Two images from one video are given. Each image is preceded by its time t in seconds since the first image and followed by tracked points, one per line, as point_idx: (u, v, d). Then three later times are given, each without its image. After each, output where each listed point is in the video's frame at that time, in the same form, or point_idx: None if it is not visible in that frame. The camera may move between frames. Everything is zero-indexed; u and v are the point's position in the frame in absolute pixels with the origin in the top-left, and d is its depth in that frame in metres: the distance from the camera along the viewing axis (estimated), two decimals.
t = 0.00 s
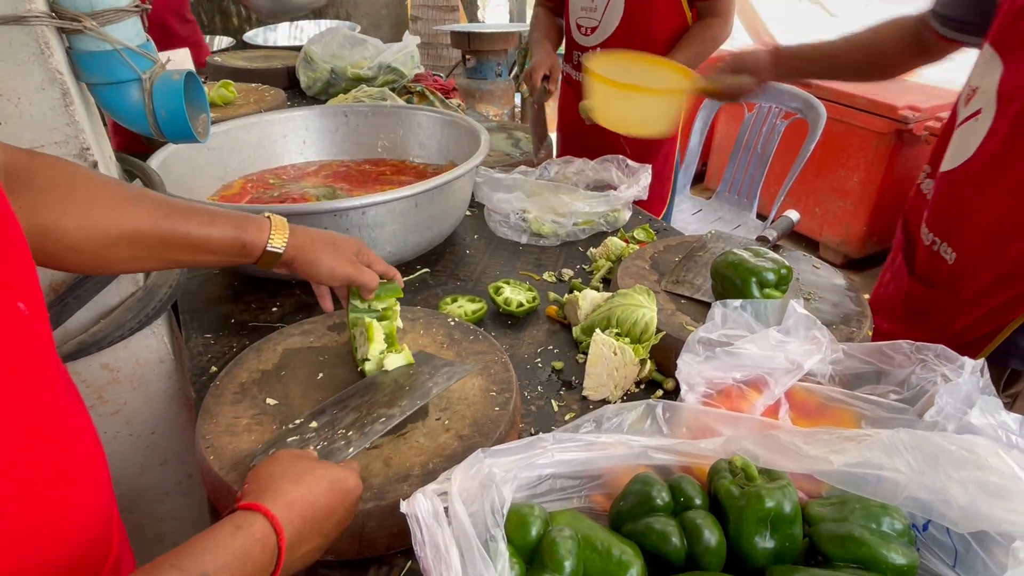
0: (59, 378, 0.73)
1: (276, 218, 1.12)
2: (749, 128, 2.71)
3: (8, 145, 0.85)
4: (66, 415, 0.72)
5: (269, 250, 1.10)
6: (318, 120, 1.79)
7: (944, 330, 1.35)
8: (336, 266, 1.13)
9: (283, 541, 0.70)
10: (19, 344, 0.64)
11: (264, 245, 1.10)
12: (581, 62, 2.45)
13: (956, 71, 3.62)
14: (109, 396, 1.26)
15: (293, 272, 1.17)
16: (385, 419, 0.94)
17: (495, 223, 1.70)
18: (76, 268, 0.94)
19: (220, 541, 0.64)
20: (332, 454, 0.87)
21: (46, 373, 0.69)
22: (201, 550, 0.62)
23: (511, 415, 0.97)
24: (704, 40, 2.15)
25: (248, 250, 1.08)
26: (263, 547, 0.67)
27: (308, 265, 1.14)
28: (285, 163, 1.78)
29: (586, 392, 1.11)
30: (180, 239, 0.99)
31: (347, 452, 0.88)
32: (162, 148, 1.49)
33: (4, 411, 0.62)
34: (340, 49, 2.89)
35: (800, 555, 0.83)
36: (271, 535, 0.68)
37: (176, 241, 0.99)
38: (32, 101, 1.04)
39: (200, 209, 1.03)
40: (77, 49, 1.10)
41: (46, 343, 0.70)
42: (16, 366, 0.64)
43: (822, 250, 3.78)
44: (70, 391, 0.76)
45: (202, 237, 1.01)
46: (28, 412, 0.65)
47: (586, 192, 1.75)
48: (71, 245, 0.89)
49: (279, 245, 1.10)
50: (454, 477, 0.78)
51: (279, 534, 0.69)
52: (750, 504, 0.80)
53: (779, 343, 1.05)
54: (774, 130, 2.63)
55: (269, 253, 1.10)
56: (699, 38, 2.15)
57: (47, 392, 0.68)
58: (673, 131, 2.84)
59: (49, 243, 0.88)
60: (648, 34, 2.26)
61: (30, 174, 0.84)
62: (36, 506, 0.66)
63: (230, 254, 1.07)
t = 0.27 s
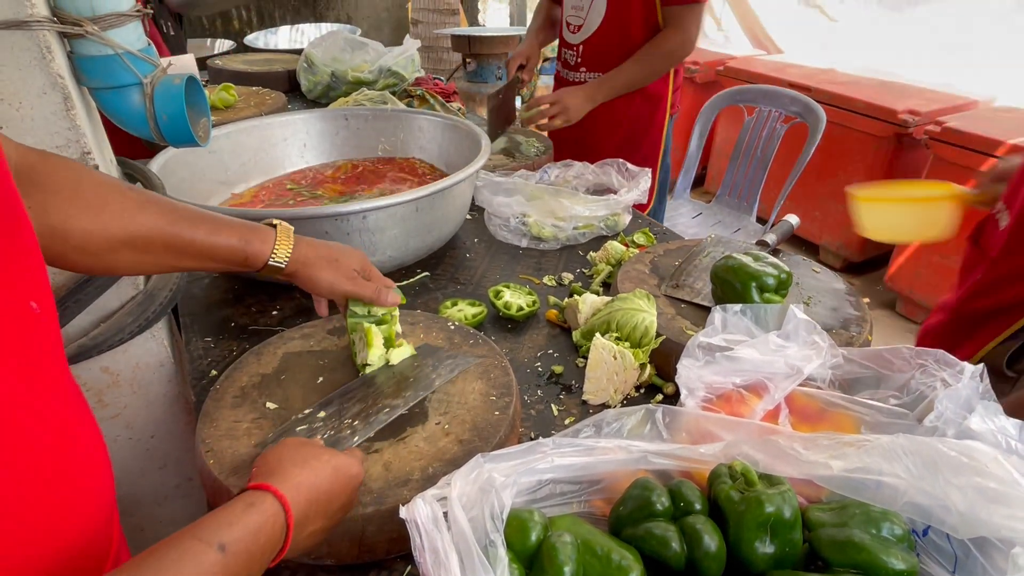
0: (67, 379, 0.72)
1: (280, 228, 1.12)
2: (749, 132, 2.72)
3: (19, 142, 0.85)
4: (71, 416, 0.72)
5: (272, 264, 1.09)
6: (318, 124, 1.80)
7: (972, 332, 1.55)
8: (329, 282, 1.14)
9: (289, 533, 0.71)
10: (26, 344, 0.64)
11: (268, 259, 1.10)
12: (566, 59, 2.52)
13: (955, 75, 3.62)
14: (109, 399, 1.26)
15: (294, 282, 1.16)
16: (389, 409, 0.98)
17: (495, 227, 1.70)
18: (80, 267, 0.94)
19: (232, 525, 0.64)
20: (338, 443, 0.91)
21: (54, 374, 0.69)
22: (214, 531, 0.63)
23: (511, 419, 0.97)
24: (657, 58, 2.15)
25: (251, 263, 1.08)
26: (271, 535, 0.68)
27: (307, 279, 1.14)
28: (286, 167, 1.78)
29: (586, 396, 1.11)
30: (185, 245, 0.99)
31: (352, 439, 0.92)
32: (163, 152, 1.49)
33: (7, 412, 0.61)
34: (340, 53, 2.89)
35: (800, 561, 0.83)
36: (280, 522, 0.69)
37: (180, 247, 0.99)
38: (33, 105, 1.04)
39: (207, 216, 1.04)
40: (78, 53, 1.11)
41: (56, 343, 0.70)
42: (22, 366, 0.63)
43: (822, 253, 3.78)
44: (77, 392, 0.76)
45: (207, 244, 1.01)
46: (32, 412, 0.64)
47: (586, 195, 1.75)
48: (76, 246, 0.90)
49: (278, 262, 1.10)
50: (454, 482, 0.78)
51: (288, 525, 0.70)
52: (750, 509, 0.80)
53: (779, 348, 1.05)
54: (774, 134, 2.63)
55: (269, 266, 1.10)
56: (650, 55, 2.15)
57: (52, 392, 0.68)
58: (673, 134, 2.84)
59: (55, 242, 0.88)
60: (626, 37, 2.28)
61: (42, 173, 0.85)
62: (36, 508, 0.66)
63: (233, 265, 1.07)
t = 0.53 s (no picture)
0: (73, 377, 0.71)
1: (271, 228, 1.13)
2: (749, 135, 2.72)
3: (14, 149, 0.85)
4: (77, 417, 0.70)
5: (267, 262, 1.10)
6: (318, 127, 1.80)
7: None
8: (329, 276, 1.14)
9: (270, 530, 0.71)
10: (33, 342, 0.63)
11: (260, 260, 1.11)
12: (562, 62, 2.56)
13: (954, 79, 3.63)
14: (108, 402, 1.26)
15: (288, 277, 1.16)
16: (372, 411, 0.96)
17: (495, 231, 1.70)
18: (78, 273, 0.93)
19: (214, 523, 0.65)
20: (316, 443, 0.90)
21: (61, 371, 0.67)
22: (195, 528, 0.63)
23: (511, 423, 0.96)
24: (625, 73, 2.07)
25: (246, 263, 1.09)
26: (253, 531, 0.68)
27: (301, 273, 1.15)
28: (286, 170, 1.78)
29: (586, 400, 1.10)
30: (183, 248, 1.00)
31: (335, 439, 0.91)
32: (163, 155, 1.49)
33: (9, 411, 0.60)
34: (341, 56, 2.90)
35: (801, 566, 0.83)
36: (263, 519, 0.70)
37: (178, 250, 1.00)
38: (34, 108, 1.04)
39: (201, 219, 1.05)
40: (79, 57, 1.11)
41: (64, 341, 0.69)
42: (27, 365, 0.62)
43: (822, 257, 3.78)
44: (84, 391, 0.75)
45: (204, 247, 1.03)
46: (36, 412, 0.63)
47: (586, 199, 1.75)
48: (76, 253, 0.89)
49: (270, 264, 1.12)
50: (454, 487, 0.78)
51: (270, 522, 0.71)
52: (750, 514, 0.80)
53: (780, 352, 1.05)
54: (774, 137, 2.63)
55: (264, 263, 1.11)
56: (619, 70, 2.07)
57: (57, 392, 0.67)
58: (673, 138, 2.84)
59: (55, 248, 0.88)
60: (614, 43, 2.30)
61: (41, 179, 0.84)
62: (37, 509, 0.65)
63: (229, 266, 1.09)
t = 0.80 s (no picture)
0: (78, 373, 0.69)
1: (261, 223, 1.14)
2: (749, 139, 2.72)
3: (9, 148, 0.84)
4: (82, 415, 0.68)
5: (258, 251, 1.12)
6: (319, 130, 1.80)
7: None
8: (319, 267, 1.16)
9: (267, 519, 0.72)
10: (39, 339, 0.61)
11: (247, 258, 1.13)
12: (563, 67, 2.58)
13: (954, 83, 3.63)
14: (108, 406, 1.26)
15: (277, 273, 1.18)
16: (361, 405, 0.97)
17: (496, 234, 1.70)
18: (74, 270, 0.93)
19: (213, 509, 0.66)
20: (306, 435, 0.91)
21: (66, 368, 0.65)
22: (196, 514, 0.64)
23: (511, 428, 0.96)
24: (626, 79, 2.07)
25: (240, 251, 1.10)
26: (250, 519, 0.70)
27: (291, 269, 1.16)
28: (287, 173, 1.78)
29: (587, 404, 1.10)
30: (179, 241, 1.01)
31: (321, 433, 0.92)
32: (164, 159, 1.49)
33: (17, 411, 0.58)
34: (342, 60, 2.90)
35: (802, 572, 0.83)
36: (260, 508, 0.71)
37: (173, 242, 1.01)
38: (36, 112, 1.04)
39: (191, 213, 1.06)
40: (81, 61, 1.11)
41: (68, 339, 0.66)
42: (34, 363, 0.60)
43: (822, 261, 3.78)
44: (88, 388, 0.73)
45: (198, 239, 1.04)
46: (45, 411, 0.61)
47: (587, 203, 1.75)
48: (77, 248, 0.89)
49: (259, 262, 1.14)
50: (455, 492, 0.77)
51: (266, 511, 0.72)
52: (751, 519, 0.79)
53: (781, 357, 1.05)
54: (774, 141, 2.63)
55: (255, 254, 1.12)
56: (620, 76, 2.07)
57: (64, 389, 0.65)
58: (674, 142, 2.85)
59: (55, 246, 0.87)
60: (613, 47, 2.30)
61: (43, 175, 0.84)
62: (45, 510, 0.63)
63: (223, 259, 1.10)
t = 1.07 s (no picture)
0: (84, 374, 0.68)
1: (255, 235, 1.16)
2: (749, 143, 2.73)
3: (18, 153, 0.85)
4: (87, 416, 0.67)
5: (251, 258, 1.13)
6: (321, 135, 1.80)
7: None
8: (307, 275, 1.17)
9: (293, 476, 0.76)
10: (46, 341, 0.60)
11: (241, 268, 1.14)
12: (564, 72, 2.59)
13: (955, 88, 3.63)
14: (110, 409, 1.26)
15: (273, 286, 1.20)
16: (375, 378, 1.02)
17: (497, 238, 1.70)
18: (74, 277, 0.93)
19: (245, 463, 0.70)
20: (327, 402, 0.95)
21: (71, 369, 0.65)
22: (229, 466, 0.68)
23: (513, 432, 0.96)
24: (625, 85, 2.08)
25: (235, 260, 1.12)
26: (280, 473, 0.73)
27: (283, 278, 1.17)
28: (289, 178, 1.79)
29: (588, 409, 1.10)
30: (178, 248, 1.02)
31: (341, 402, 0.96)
32: (167, 162, 1.50)
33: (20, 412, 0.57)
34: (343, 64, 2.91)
35: None
36: (288, 463, 0.75)
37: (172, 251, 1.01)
38: (40, 117, 1.05)
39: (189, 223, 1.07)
40: (85, 66, 1.12)
41: (73, 341, 0.66)
42: (39, 365, 0.59)
43: (823, 264, 3.79)
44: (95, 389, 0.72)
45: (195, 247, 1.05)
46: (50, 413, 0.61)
47: (587, 207, 1.75)
48: (80, 253, 0.89)
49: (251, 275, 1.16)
50: (457, 497, 0.78)
51: (294, 466, 0.76)
52: (753, 524, 0.79)
53: (782, 362, 1.05)
54: (774, 146, 2.64)
55: (252, 262, 1.14)
56: (619, 83, 2.08)
57: (69, 390, 0.64)
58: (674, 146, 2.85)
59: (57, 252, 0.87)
60: (613, 53, 2.31)
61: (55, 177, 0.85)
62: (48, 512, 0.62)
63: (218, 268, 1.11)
